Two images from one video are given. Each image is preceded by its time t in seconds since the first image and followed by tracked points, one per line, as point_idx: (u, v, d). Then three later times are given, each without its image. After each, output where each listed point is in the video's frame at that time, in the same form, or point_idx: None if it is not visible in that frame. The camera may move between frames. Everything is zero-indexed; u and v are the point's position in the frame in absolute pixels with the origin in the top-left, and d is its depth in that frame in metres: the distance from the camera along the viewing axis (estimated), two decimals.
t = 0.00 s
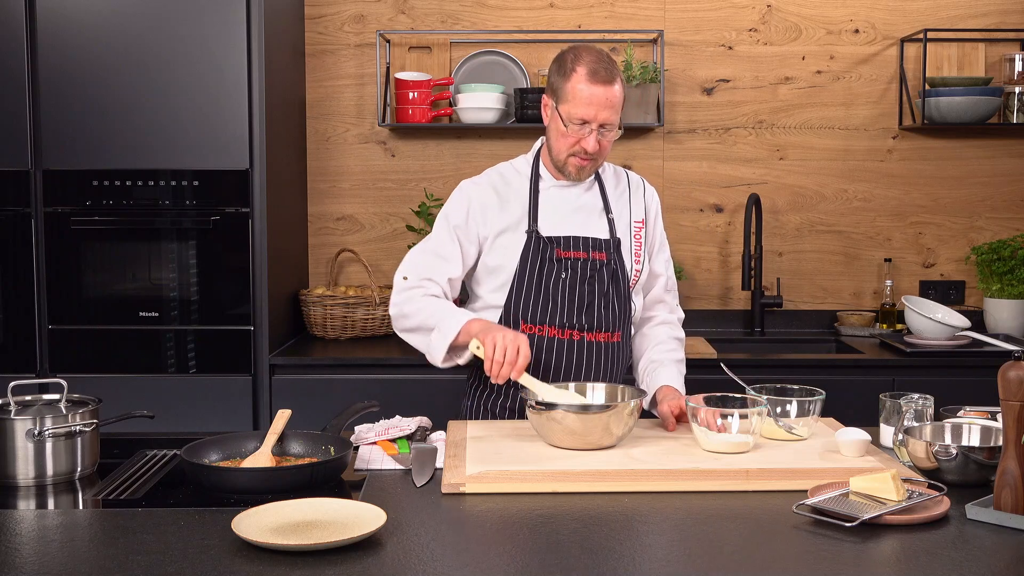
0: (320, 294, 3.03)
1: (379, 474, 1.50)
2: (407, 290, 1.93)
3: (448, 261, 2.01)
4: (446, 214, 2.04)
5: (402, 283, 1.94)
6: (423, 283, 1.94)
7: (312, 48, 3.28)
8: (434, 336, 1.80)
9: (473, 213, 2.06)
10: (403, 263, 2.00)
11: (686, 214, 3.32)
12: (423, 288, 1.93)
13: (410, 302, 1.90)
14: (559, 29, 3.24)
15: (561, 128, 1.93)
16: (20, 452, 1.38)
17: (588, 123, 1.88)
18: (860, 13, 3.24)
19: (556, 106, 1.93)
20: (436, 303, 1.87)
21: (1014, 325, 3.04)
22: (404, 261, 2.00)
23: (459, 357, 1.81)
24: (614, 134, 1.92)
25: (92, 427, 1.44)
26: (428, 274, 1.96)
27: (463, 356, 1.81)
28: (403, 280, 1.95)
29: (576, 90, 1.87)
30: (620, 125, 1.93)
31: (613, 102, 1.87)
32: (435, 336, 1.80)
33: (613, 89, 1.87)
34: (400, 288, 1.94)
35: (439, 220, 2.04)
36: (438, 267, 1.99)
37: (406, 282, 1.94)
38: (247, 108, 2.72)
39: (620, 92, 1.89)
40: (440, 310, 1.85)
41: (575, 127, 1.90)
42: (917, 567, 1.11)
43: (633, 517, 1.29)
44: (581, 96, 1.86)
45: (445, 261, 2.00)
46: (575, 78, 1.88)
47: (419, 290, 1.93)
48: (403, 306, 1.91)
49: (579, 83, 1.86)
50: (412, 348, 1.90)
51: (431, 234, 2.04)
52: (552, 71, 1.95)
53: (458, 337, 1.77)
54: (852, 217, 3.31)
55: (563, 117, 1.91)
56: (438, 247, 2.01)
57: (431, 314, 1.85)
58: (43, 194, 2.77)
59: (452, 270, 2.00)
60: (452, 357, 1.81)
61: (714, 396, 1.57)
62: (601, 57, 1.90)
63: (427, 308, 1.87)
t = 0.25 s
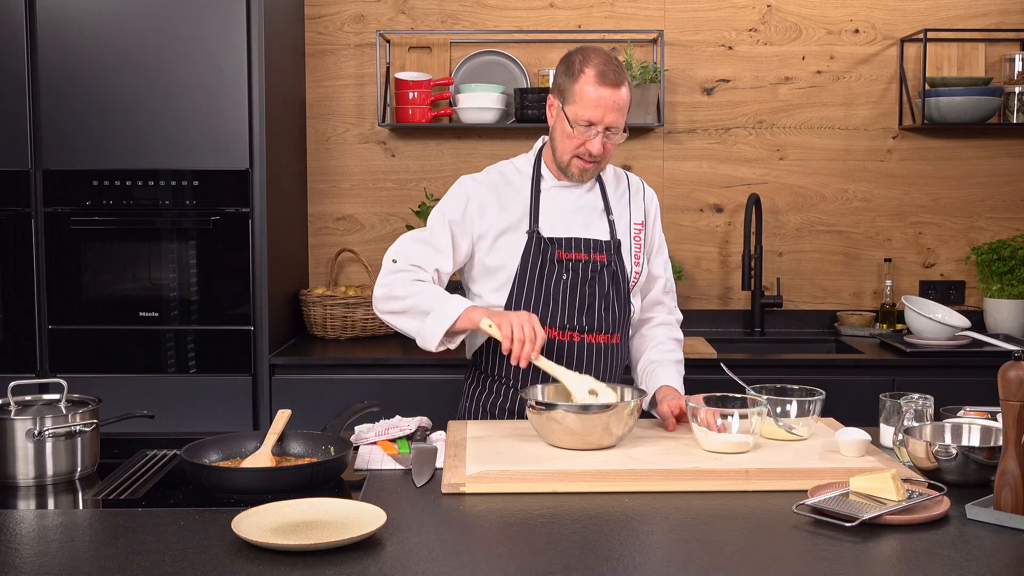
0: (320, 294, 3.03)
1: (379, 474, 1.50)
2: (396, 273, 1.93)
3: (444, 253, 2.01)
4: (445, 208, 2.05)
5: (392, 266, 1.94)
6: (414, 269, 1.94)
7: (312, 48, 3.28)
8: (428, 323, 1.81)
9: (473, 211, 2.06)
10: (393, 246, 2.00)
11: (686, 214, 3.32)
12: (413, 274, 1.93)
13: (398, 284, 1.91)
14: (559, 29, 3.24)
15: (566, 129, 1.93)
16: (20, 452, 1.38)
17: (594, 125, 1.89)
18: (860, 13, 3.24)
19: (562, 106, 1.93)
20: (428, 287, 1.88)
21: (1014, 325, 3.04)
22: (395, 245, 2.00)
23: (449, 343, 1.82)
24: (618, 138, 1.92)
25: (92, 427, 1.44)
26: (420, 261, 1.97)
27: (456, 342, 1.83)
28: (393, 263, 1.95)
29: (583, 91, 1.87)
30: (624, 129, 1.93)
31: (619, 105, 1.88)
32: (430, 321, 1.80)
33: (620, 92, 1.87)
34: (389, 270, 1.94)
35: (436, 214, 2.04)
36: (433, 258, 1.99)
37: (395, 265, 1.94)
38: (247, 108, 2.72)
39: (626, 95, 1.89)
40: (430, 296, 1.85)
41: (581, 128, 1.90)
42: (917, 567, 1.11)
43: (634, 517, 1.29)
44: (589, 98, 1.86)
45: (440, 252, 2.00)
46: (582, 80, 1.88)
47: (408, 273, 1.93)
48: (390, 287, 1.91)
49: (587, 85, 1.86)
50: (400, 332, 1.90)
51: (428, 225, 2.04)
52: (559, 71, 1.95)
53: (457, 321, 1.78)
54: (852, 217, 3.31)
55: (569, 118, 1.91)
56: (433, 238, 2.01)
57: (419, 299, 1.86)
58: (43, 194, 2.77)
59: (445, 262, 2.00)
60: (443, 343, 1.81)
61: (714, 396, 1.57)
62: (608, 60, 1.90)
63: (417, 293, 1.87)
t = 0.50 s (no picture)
0: (320, 294, 3.03)
1: (379, 474, 1.50)
2: (397, 277, 1.93)
3: (444, 255, 2.00)
4: (445, 210, 2.04)
5: (393, 270, 1.94)
6: (413, 273, 1.94)
7: (312, 48, 3.28)
8: (424, 325, 1.81)
9: (472, 211, 2.05)
10: (394, 250, 1.99)
11: (686, 214, 3.32)
12: (414, 278, 1.93)
13: (400, 288, 1.90)
14: (559, 29, 3.24)
15: (565, 127, 1.92)
16: (20, 452, 1.38)
17: (593, 124, 1.88)
18: (860, 13, 3.24)
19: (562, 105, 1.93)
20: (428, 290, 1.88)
21: (1014, 325, 3.04)
22: (395, 248, 1.99)
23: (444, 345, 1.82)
24: (617, 137, 1.92)
25: (92, 427, 1.44)
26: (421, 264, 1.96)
27: (451, 344, 1.83)
28: (394, 267, 1.95)
29: (583, 90, 1.86)
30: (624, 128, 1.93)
31: (619, 104, 1.87)
32: (425, 323, 1.81)
33: (621, 91, 1.87)
34: (390, 274, 1.93)
35: (436, 215, 2.04)
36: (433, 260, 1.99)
37: (396, 269, 1.94)
38: (247, 107, 2.72)
39: (627, 95, 1.89)
40: (431, 299, 1.84)
41: (581, 127, 1.89)
42: (917, 567, 1.11)
43: (634, 517, 1.29)
44: (589, 96, 1.86)
45: (440, 254, 2.00)
46: (583, 78, 1.87)
47: (408, 277, 1.92)
48: (391, 291, 1.91)
49: (588, 84, 1.86)
50: (399, 335, 1.90)
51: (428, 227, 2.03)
52: (560, 70, 1.94)
53: (454, 324, 1.78)
54: (852, 217, 3.31)
55: (568, 116, 1.90)
56: (433, 240, 2.01)
57: (420, 302, 1.85)
58: (43, 194, 2.77)
59: (445, 264, 2.00)
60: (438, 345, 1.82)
61: (714, 396, 1.57)
62: (610, 59, 1.90)
63: (416, 295, 1.86)
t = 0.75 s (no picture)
0: (320, 294, 3.03)
1: (379, 474, 1.50)
2: (399, 287, 1.94)
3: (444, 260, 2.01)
4: (443, 214, 2.04)
5: (394, 281, 1.95)
6: (416, 281, 1.95)
7: (312, 48, 3.28)
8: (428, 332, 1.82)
9: (470, 213, 2.05)
10: (396, 261, 2.01)
11: (686, 214, 3.32)
12: (415, 286, 1.94)
13: (402, 298, 1.91)
14: (559, 29, 3.24)
15: (556, 106, 1.93)
16: (20, 452, 1.38)
17: (582, 98, 1.89)
18: (860, 13, 3.24)
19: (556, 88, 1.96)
20: (429, 295, 1.89)
21: (1014, 325, 3.04)
22: (396, 260, 2.00)
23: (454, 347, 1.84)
24: (606, 117, 1.91)
25: (92, 427, 1.44)
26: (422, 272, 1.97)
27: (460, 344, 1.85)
28: (395, 278, 1.96)
29: (575, 64, 1.89)
30: (614, 111, 1.93)
31: (609, 81, 1.89)
32: (430, 329, 1.82)
33: (613, 71, 1.90)
34: (392, 286, 1.95)
35: (435, 219, 2.04)
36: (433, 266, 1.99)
37: (398, 279, 1.95)
38: (247, 107, 2.72)
39: (621, 79, 1.92)
40: (432, 305, 1.85)
41: (570, 102, 1.90)
42: (917, 567, 1.11)
43: (634, 517, 1.29)
44: (580, 69, 1.89)
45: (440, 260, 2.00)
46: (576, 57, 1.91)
47: (410, 286, 1.93)
48: (394, 302, 1.92)
49: (579, 59, 1.90)
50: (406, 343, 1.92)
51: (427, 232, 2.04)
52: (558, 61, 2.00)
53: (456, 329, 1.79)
54: (852, 217, 3.31)
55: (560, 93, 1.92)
56: (433, 246, 2.01)
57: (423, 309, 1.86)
58: (43, 194, 2.77)
59: (446, 269, 2.00)
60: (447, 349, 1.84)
61: (714, 396, 1.57)
62: (606, 48, 1.95)
63: (418, 303, 1.87)
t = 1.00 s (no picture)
0: (320, 294, 3.03)
1: (379, 474, 1.50)
2: (399, 288, 1.95)
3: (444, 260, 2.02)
4: (442, 214, 2.05)
5: (395, 283, 1.96)
6: (415, 282, 1.96)
7: (312, 48, 3.28)
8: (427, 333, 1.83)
9: (469, 213, 2.06)
10: (397, 262, 2.02)
11: (686, 214, 3.32)
12: (415, 287, 1.94)
13: (402, 299, 1.93)
14: (559, 29, 3.24)
15: (560, 121, 1.92)
16: (20, 452, 1.38)
17: (587, 115, 1.88)
18: (860, 13, 3.24)
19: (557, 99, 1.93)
20: (428, 296, 1.89)
21: (1014, 325, 3.04)
22: (397, 261, 2.02)
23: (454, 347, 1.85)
24: (612, 130, 1.91)
25: (92, 427, 1.44)
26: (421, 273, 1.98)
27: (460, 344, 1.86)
28: (396, 280, 1.97)
29: (576, 81, 1.87)
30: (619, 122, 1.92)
31: (613, 97, 1.87)
32: (429, 331, 1.82)
33: (615, 84, 1.86)
34: (393, 287, 1.96)
35: (434, 219, 2.05)
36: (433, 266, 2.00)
37: (398, 281, 1.96)
38: (247, 107, 2.72)
39: (622, 89, 1.88)
40: (431, 306, 1.86)
41: (575, 120, 1.89)
42: (917, 567, 1.11)
43: (635, 517, 1.29)
44: (582, 88, 1.86)
45: (439, 260, 2.01)
46: (577, 71, 1.88)
47: (410, 287, 1.94)
48: (394, 303, 1.93)
49: (580, 76, 1.86)
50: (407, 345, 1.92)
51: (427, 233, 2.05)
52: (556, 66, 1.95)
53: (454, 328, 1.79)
54: (852, 217, 3.31)
55: (562, 109, 1.90)
56: (432, 247, 2.02)
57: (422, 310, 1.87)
58: (43, 194, 2.77)
59: (445, 270, 2.01)
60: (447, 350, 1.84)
61: (714, 396, 1.57)
62: (604, 52, 1.90)
63: (417, 303, 1.88)
